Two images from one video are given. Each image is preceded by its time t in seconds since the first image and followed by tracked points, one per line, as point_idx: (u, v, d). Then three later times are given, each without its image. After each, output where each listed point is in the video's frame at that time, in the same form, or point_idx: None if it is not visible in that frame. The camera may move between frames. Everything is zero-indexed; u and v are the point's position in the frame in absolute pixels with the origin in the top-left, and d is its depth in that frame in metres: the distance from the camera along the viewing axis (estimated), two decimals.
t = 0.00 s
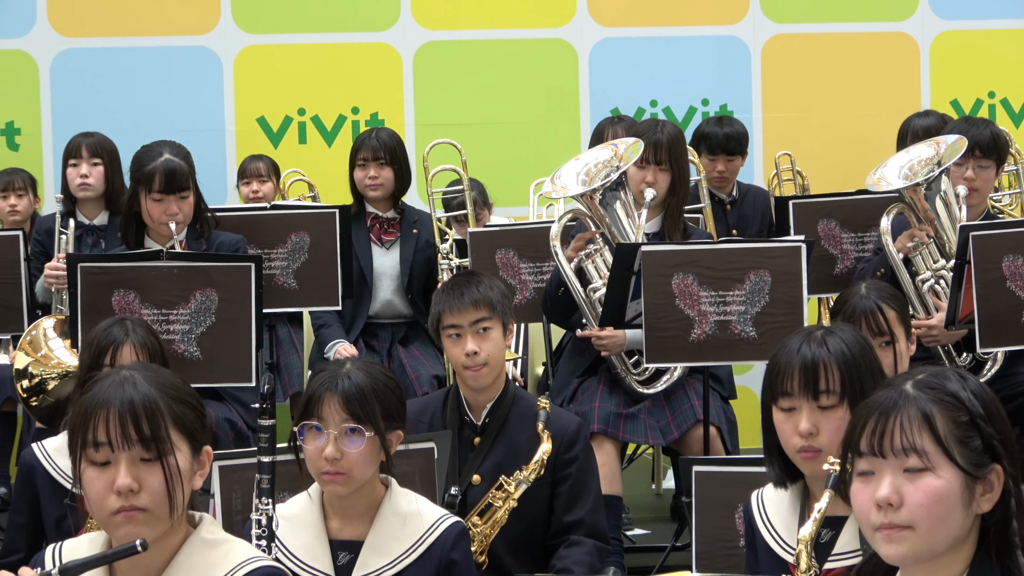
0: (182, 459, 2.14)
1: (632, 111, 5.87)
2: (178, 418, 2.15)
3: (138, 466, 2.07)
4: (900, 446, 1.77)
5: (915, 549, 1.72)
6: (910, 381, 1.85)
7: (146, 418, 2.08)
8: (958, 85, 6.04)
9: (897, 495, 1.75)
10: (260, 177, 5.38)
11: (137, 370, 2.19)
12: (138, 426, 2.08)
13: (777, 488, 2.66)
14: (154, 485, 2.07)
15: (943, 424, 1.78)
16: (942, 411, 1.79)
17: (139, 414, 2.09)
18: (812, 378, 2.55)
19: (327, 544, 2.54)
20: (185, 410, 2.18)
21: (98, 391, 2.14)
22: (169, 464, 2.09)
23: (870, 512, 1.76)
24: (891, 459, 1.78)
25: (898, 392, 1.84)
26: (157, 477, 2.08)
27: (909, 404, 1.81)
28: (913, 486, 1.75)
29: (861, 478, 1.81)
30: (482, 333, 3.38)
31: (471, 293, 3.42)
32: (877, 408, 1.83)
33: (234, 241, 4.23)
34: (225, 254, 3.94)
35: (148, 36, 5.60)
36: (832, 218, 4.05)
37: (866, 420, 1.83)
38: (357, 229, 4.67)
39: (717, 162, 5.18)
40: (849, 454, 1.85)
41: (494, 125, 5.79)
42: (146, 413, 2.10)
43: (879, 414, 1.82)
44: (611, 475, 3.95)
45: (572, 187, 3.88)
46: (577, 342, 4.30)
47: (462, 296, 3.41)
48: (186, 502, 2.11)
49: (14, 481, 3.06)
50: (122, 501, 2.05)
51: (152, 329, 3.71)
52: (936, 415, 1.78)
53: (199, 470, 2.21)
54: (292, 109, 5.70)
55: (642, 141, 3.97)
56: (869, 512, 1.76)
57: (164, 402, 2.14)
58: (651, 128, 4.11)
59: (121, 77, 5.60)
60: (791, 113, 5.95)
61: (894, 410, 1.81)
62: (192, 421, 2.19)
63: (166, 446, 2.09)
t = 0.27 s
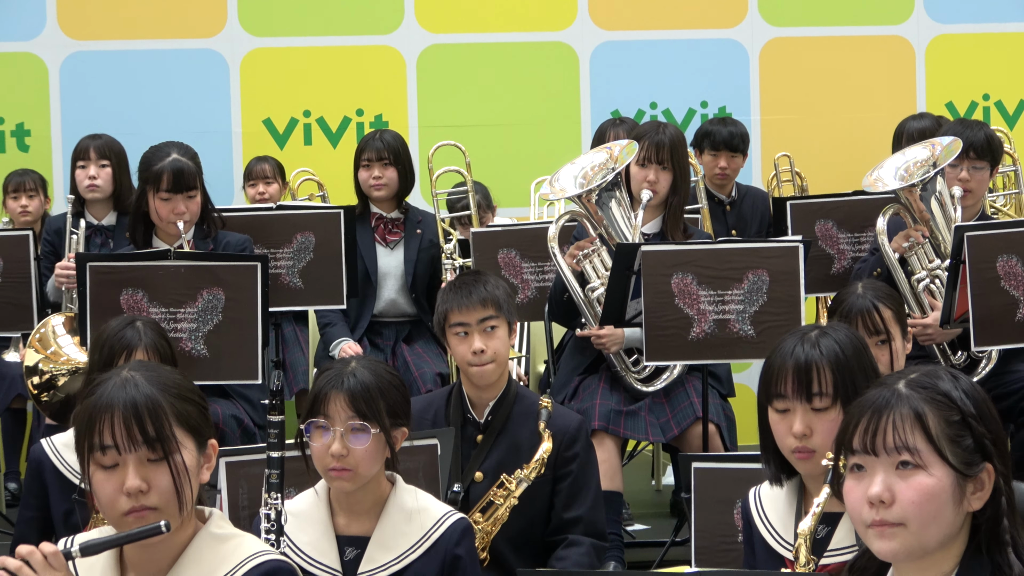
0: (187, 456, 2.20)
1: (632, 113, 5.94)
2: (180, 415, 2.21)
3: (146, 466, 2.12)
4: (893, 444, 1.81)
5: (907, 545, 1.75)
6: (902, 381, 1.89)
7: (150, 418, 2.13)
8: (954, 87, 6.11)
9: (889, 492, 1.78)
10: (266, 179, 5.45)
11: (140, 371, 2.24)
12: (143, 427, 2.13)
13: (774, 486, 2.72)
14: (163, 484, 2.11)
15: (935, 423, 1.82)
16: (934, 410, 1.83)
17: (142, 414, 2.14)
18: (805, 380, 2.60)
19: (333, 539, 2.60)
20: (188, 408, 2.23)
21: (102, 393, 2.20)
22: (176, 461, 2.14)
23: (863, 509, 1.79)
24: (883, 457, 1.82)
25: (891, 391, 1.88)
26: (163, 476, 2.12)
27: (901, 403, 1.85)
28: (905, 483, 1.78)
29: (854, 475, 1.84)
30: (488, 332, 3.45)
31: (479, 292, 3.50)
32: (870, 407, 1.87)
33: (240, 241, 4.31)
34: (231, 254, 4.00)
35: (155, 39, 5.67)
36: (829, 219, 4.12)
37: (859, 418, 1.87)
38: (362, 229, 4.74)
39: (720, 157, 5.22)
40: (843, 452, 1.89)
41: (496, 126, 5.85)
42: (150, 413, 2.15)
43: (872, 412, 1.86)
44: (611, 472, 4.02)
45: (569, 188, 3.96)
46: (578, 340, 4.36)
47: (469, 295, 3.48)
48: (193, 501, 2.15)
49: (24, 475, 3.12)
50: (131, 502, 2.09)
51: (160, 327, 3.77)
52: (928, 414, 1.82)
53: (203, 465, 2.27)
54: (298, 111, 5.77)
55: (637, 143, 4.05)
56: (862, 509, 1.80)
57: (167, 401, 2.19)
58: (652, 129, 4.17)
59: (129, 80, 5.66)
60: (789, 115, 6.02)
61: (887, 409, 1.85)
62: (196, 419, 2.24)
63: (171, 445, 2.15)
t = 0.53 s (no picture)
0: (196, 450, 2.24)
1: (636, 112, 6.00)
2: (187, 410, 2.25)
3: (156, 461, 2.18)
4: (892, 439, 1.82)
5: (905, 538, 1.77)
6: (902, 376, 1.90)
7: (157, 414, 2.18)
8: (953, 87, 6.17)
9: (888, 487, 1.80)
10: (276, 178, 5.52)
11: (145, 367, 2.29)
12: (151, 423, 2.18)
13: (774, 481, 2.78)
14: (172, 478, 2.17)
15: (933, 418, 1.83)
16: (933, 405, 1.84)
17: (150, 411, 2.19)
18: (803, 378, 2.65)
19: (344, 532, 2.67)
20: (195, 402, 2.28)
21: (110, 391, 2.25)
22: (184, 456, 2.19)
23: (861, 503, 1.81)
24: (882, 451, 1.83)
25: (891, 387, 1.89)
26: (173, 471, 2.18)
27: (901, 399, 1.86)
28: (903, 478, 1.80)
29: (853, 469, 1.86)
30: (499, 328, 3.52)
31: (491, 288, 3.56)
32: (870, 402, 1.88)
33: (251, 238, 4.39)
34: (242, 251, 4.07)
35: (166, 40, 5.74)
36: (830, 217, 4.18)
37: (858, 414, 1.88)
38: (370, 227, 4.81)
39: (721, 152, 5.31)
40: (842, 446, 1.90)
41: (501, 126, 5.92)
42: (158, 409, 2.20)
43: (871, 408, 1.87)
44: (615, 465, 4.09)
45: (569, 188, 4.04)
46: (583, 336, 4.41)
47: (481, 291, 3.55)
48: (204, 493, 2.21)
49: (38, 468, 3.19)
50: (144, 498, 2.15)
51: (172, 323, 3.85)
52: (927, 409, 1.83)
53: (213, 458, 2.32)
54: (307, 111, 5.85)
55: (633, 142, 4.12)
56: (861, 502, 1.81)
57: (173, 397, 2.24)
58: (655, 128, 4.24)
59: (139, 80, 5.74)
60: (789, 114, 6.08)
61: (885, 404, 1.86)
62: (203, 412, 2.29)
63: (179, 440, 2.20)
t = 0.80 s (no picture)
0: (213, 440, 2.27)
1: (645, 109, 6.07)
2: (204, 401, 2.28)
3: (174, 453, 2.21)
4: (897, 430, 1.75)
5: (908, 530, 1.70)
6: (907, 367, 1.82)
7: (174, 406, 2.21)
8: (957, 83, 6.23)
9: (893, 477, 1.73)
10: (293, 173, 5.62)
11: (161, 359, 2.31)
12: (168, 416, 2.21)
13: (782, 472, 2.82)
14: (191, 469, 2.21)
15: (938, 409, 1.75)
16: (938, 396, 1.76)
17: (167, 403, 2.22)
18: (809, 373, 2.70)
19: (360, 520, 2.74)
20: (211, 393, 2.30)
21: (128, 383, 2.27)
22: (202, 447, 2.23)
23: (866, 493, 1.74)
24: (887, 442, 1.76)
25: (895, 378, 1.81)
26: (192, 461, 2.22)
27: (905, 390, 1.78)
28: (908, 469, 1.73)
29: (858, 460, 1.79)
30: (513, 321, 3.60)
31: (506, 282, 3.65)
32: (875, 394, 1.81)
33: (267, 234, 4.44)
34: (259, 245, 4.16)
35: (183, 38, 5.84)
36: (836, 211, 4.26)
37: (863, 406, 1.81)
38: (385, 222, 4.91)
39: (727, 144, 5.42)
40: (847, 437, 1.83)
41: (511, 122, 6.00)
42: (174, 401, 2.23)
43: (876, 399, 1.79)
44: (625, 455, 4.18)
45: (576, 185, 4.13)
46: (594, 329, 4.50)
47: (496, 285, 3.63)
48: (221, 483, 2.24)
49: (58, 459, 3.29)
50: (164, 489, 2.19)
51: (191, 317, 3.93)
52: (931, 400, 1.76)
53: (230, 446, 2.35)
54: (322, 108, 5.94)
55: (640, 139, 4.21)
56: (865, 493, 1.75)
57: (189, 388, 2.27)
58: (663, 125, 4.31)
59: (157, 78, 5.83)
60: (797, 111, 6.15)
61: (890, 396, 1.79)
62: (220, 403, 2.32)
63: (197, 431, 2.23)
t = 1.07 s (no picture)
0: (229, 430, 2.31)
1: (653, 104, 6.14)
2: (220, 391, 2.31)
3: (191, 442, 2.25)
4: (902, 421, 1.76)
5: (913, 520, 1.70)
6: (912, 359, 1.83)
7: (191, 396, 2.24)
8: (961, 79, 6.30)
9: (899, 468, 1.74)
10: (307, 168, 5.71)
11: (177, 350, 2.34)
12: (186, 406, 2.25)
13: (788, 462, 2.88)
14: (207, 458, 2.25)
15: (943, 401, 1.76)
16: (943, 387, 1.77)
17: (184, 393, 2.25)
18: (815, 365, 2.75)
19: (374, 509, 2.78)
20: (227, 383, 2.34)
21: (145, 373, 2.31)
22: (218, 436, 2.26)
23: (872, 483, 1.75)
24: (893, 433, 1.77)
25: (901, 370, 1.82)
26: (208, 450, 2.26)
27: (911, 382, 1.78)
28: (913, 459, 1.73)
29: (864, 450, 1.79)
30: (524, 313, 3.68)
31: (516, 275, 3.72)
32: (880, 385, 1.81)
33: (281, 227, 4.53)
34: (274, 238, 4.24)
35: (198, 35, 5.91)
36: (841, 205, 4.32)
37: (869, 397, 1.81)
38: (397, 216, 4.98)
39: (734, 138, 5.47)
40: (853, 427, 1.83)
41: (521, 117, 6.06)
42: (191, 391, 2.26)
43: (882, 391, 1.80)
44: (634, 445, 4.25)
45: (585, 180, 4.20)
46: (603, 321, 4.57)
47: (507, 278, 3.70)
48: (237, 471, 2.28)
49: (77, 449, 3.34)
50: (181, 477, 2.24)
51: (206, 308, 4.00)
52: (937, 392, 1.76)
53: (245, 436, 2.39)
54: (336, 103, 6.02)
55: (648, 134, 4.27)
56: (871, 484, 1.75)
57: (206, 379, 2.30)
58: (671, 120, 4.38)
59: (173, 74, 5.91)
60: (803, 106, 6.21)
61: (896, 387, 1.79)
62: (235, 393, 2.35)
63: (213, 420, 2.26)
